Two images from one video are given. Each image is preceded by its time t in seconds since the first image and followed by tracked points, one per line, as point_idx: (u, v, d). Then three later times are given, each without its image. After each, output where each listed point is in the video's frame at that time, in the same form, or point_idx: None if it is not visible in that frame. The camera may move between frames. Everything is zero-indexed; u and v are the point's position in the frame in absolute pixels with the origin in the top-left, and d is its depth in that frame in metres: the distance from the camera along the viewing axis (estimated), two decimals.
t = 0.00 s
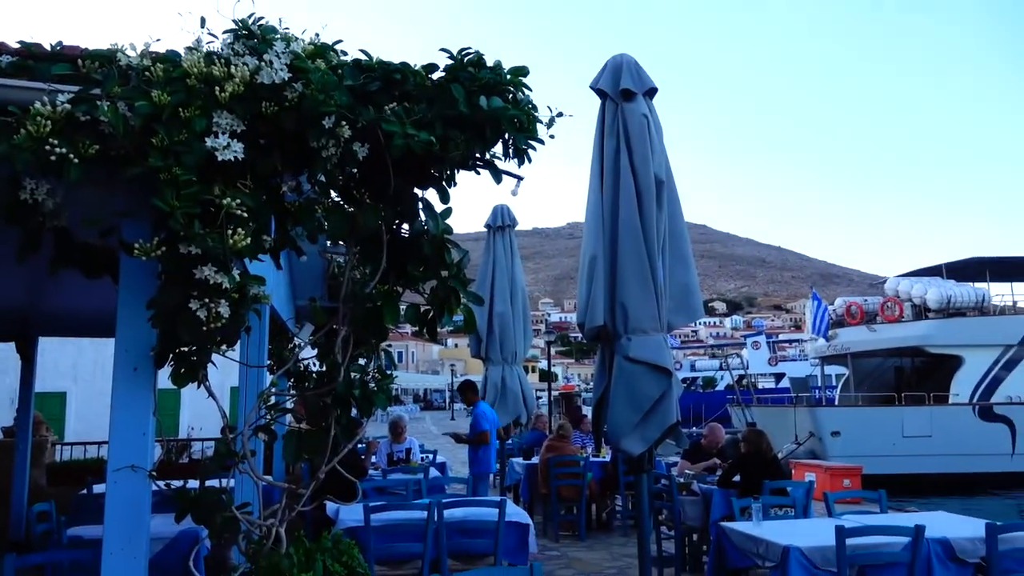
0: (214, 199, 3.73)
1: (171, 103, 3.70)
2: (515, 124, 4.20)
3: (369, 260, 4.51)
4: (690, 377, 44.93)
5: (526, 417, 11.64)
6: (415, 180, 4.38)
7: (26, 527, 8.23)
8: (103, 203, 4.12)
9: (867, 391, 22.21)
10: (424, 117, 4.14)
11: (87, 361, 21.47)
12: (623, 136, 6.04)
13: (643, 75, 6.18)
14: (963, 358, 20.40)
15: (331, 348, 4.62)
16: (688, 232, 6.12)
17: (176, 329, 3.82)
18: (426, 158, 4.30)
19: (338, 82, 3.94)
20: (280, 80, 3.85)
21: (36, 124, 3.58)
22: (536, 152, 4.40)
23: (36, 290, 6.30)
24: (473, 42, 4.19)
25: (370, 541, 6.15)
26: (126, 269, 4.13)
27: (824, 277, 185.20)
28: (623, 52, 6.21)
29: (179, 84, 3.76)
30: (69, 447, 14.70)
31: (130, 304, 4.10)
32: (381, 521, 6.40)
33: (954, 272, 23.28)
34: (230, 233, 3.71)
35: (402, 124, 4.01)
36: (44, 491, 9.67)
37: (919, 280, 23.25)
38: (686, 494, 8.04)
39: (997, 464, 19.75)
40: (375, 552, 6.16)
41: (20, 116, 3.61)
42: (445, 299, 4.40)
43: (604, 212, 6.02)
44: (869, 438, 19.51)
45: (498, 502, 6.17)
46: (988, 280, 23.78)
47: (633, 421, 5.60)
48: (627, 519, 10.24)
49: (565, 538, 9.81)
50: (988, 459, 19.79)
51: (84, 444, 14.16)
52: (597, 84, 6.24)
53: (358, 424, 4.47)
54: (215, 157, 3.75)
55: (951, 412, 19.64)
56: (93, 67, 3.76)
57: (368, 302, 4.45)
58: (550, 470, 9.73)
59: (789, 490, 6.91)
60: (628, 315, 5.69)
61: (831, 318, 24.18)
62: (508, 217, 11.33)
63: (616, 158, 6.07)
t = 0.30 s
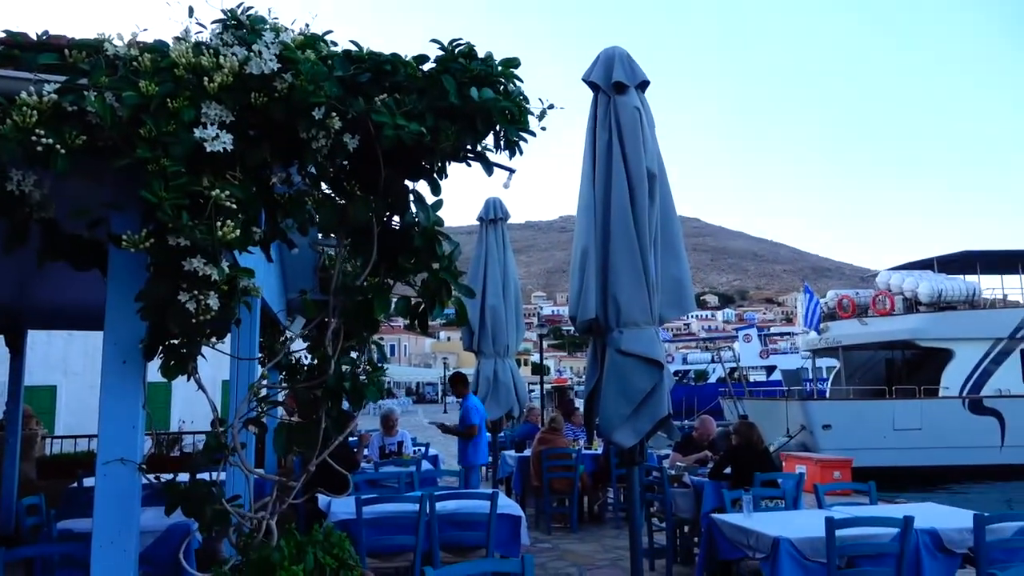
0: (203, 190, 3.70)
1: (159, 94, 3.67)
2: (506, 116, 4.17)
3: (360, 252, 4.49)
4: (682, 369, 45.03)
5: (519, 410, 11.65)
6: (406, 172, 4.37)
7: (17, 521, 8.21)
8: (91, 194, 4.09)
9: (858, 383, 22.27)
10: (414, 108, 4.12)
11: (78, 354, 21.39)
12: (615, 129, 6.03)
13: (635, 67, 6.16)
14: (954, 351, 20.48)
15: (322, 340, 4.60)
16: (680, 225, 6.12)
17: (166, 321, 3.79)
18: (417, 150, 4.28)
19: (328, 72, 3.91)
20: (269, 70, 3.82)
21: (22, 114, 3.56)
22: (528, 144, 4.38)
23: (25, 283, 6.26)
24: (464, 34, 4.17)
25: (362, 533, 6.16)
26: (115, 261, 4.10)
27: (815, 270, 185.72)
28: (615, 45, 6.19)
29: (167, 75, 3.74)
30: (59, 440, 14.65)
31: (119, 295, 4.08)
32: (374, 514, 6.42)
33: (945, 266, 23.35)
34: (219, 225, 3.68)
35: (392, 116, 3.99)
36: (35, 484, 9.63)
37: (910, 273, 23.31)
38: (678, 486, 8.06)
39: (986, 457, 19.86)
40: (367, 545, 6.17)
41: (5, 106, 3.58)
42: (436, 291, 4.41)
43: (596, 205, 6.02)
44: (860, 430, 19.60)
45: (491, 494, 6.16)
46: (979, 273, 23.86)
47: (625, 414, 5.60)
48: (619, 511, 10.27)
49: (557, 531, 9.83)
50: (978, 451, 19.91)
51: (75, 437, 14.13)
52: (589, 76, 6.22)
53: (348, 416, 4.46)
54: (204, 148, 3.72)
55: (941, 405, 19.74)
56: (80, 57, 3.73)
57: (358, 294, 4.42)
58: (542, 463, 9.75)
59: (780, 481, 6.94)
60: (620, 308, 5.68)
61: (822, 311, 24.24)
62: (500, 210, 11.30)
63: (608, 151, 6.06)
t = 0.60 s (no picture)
0: (193, 180, 3.67)
1: (148, 83, 3.65)
2: (499, 106, 4.15)
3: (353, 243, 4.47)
4: (675, 362, 45.15)
5: (512, 402, 11.67)
6: (398, 163, 4.35)
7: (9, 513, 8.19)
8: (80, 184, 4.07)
9: (850, 377, 22.36)
10: (406, 99, 4.09)
11: (71, 346, 21.32)
12: (609, 122, 6.02)
13: (629, 59, 6.15)
14: (945, 345, 20.56)
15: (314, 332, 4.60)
16: (673, 217, 6.12)
17: (156, 312, 3.76)
18: (409, 140, 4.26)
19: (318, 62, 3.88)
20: (259, 60, 3.78)
21: (9, 103, 3.53)
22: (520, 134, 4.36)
23: (15, 274, 6.23)
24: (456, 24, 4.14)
25: (355, 525, 6.17)
26: (104, 252, 4.08)
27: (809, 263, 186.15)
28: (609, 37, 6.18)
29: (157, 64, 3.71)
30: (50, 432, 14.59)
31: (108, 288, 4.06)
32: (366, 506, 6.42)
33: (938, 259, 23.40)
34: (209, 216, 3.65)
35: (383, 107, 3.96)
36: (26, 476, 9.61)
37: (903, 267, 23.37)
38: (670, 478, 8.10)
39: (976, 449, 19.98)
40: (359, 536, 6.18)
41: None
42: (428, 282, 4.37)
43: (589, 198, 6.01)
44: (851, 423, 19.67)
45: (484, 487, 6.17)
46: (971, 267, 23.95)
47: (618, 406, 5.60)
48: (611, 503, 10.30)
49: (550, 522, 9.86)
50: (969, 444, 20.01)
51: (66, 429, 14.11)
52: (582, 68, 6.21)
53: (340, 409, 4.45)
54: (194, 137, 3.69)
55: (933, 398, 19.83)
56: (68, 46, 3.70)
57: (350, 286, 4.40)
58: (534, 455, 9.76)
59: (771, 473, 6.97)
60: (613, 301, 5.69)
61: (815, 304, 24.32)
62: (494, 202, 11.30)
63: (602, 144, 6.05)
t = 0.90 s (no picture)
0: (186, 171, 3.66)
1: (140, 73, 3.63)
2: (493, 99, 4.13)
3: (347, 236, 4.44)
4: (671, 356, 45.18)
5: (508, 395, 11.66)
6: (392, 155, 4.34)
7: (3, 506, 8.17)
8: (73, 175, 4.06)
9: (845, 372, 22.40)
10: (399, 90, 4.07)
11: (66, 339, 21.28)
12: (605, 116, 6.01)
13: (625, 52, 6.14)
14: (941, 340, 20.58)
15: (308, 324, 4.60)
16: (669, 211, 6.11)
17: (148, 304, 3.75)
18: (403, 133, 4.25)
19: (312, 53, 3.85)
20: (252, 51, 3.76)
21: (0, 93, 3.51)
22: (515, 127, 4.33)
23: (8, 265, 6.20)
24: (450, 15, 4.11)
25: (349, 518, 6.16)
26: (97, 243, 4.07)
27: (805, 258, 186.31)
28: (605, 30, 6.17)
29: (149, 55, 3.69)
30: (44, 425, 14.55)
31: (100, 280, 4.04)
32: (361, 498, 6.42)
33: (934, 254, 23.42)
34: (201, 207, 3.63)
35: (377, 98, 3.94)
36: (21, 468, 9.59)
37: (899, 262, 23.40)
38: (665, 471, 8.10)
39: (971, 444, 20.03)
40: (354, 529, 6.18)
41: None
42: (422, 274, 4.41)
43: (585, 191, 6.01)
44: (847, 418, 19.70)
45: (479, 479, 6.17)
46: (967, 262, 23.98)
47: (613, 399, 5.60)
48: (606, 497, 10.31)
49: (545, 516, 9.87)
50: (963, 439, 20.08)
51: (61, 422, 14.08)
52: (578, 61, 6.20)
53: (333, 402, 4.44)
54: (186, 128, 3.67)
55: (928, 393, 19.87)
56: (60, 36, 3.68)
57: (344, 278, 4.40)
58: (530, 449, 9.76)
59: (765, 467, 6.98)
60: (609, 294, 5.69)
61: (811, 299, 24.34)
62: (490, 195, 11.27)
63: (598, 137, 6.05)
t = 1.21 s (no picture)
0: (178, 162, 3.64)
1: (130, 63, 3.61)
2: (487, 90, 4.11)
3: (340, 228, 4.43)
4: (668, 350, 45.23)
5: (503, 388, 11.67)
6: (386, 147, 4.32)
7: None
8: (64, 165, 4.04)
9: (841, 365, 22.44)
10: (392, 81, 4.05)
11: (61, 332, 21.24)
12: (601, 108, 6.00)
13: (621, 45, 6.12)
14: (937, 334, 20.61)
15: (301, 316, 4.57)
16: (665, 204, 6.10)
17: (140, 295, 3.74)
18: (396, 124, 4.23)
19: (304, 43, 3.83)
20: (244, 41, 3.74)
21: None
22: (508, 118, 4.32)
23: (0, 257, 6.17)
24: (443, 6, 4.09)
25: (344, 510, 6.16)
26: (89, 234, 4.05)
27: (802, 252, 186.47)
28: (601, 22, 6.15)
29: (140, 45, 3.67)
30: (39, 417, 14.54)
31: (92, 272, 4.03)
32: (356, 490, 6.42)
33: (930, 249, 23.44)
34: (193, 199, 3.62)
35: (369, 89, 3.91)
36: (15, 461, 9.58)
37: (895, 256, 23.41)
38: (660, 464, 8.12)
39: (966, 437, 20.08)
40: (349, 521, 6.18)
41: None
42: (416, 267, 4.37)
43: (581, 184, 6.01)
44: (843, 411, 19.75)
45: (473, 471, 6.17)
46: (963, 256, 24.01)
47: (608, 392, 5.60)
48: (601, 489, 10.33)
49: (540, 508, 9.89)
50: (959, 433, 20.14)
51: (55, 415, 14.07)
52: (574, 54, 6.18)
53: (326, 394, 4.44)
54: (177, 119, 3.66)
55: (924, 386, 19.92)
56: (50, 25, 3.66)
57: (338, 270, 4.38)
58: (525, 441, 9.77)
59: (760, 460, 6.99)
60: (604, 287, 5.69)
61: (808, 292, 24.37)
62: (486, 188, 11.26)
63: (594, 130, 6.04)
